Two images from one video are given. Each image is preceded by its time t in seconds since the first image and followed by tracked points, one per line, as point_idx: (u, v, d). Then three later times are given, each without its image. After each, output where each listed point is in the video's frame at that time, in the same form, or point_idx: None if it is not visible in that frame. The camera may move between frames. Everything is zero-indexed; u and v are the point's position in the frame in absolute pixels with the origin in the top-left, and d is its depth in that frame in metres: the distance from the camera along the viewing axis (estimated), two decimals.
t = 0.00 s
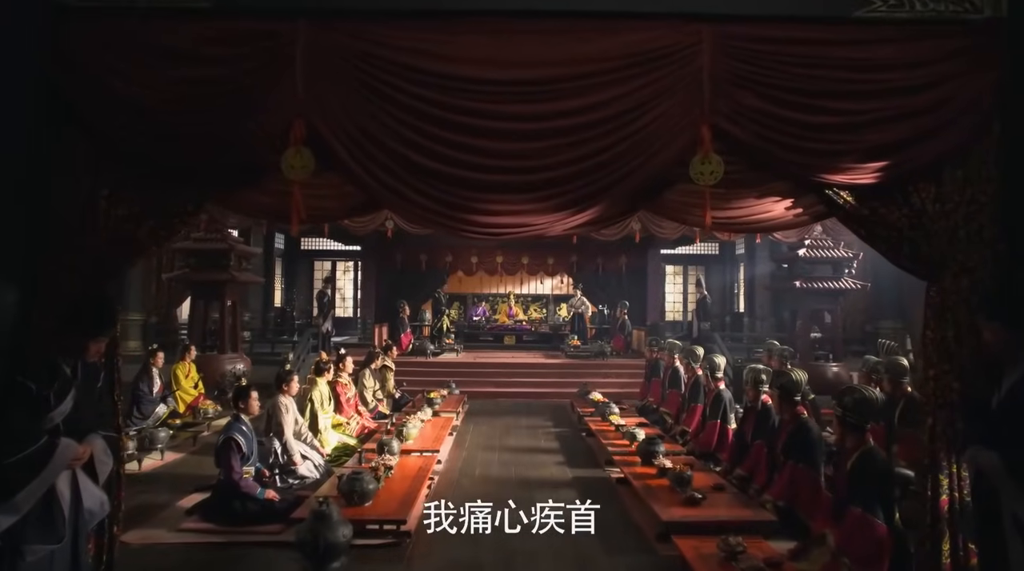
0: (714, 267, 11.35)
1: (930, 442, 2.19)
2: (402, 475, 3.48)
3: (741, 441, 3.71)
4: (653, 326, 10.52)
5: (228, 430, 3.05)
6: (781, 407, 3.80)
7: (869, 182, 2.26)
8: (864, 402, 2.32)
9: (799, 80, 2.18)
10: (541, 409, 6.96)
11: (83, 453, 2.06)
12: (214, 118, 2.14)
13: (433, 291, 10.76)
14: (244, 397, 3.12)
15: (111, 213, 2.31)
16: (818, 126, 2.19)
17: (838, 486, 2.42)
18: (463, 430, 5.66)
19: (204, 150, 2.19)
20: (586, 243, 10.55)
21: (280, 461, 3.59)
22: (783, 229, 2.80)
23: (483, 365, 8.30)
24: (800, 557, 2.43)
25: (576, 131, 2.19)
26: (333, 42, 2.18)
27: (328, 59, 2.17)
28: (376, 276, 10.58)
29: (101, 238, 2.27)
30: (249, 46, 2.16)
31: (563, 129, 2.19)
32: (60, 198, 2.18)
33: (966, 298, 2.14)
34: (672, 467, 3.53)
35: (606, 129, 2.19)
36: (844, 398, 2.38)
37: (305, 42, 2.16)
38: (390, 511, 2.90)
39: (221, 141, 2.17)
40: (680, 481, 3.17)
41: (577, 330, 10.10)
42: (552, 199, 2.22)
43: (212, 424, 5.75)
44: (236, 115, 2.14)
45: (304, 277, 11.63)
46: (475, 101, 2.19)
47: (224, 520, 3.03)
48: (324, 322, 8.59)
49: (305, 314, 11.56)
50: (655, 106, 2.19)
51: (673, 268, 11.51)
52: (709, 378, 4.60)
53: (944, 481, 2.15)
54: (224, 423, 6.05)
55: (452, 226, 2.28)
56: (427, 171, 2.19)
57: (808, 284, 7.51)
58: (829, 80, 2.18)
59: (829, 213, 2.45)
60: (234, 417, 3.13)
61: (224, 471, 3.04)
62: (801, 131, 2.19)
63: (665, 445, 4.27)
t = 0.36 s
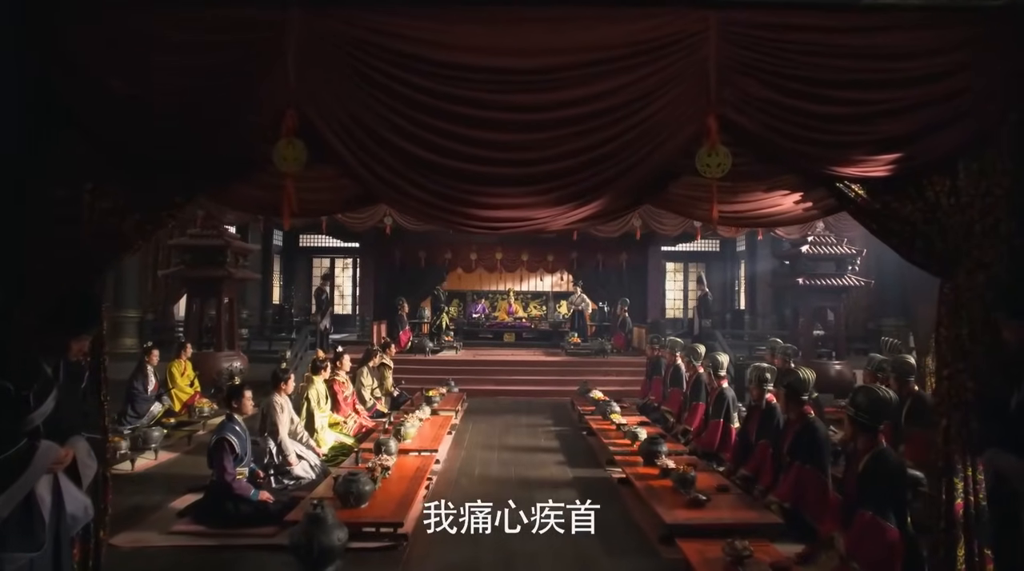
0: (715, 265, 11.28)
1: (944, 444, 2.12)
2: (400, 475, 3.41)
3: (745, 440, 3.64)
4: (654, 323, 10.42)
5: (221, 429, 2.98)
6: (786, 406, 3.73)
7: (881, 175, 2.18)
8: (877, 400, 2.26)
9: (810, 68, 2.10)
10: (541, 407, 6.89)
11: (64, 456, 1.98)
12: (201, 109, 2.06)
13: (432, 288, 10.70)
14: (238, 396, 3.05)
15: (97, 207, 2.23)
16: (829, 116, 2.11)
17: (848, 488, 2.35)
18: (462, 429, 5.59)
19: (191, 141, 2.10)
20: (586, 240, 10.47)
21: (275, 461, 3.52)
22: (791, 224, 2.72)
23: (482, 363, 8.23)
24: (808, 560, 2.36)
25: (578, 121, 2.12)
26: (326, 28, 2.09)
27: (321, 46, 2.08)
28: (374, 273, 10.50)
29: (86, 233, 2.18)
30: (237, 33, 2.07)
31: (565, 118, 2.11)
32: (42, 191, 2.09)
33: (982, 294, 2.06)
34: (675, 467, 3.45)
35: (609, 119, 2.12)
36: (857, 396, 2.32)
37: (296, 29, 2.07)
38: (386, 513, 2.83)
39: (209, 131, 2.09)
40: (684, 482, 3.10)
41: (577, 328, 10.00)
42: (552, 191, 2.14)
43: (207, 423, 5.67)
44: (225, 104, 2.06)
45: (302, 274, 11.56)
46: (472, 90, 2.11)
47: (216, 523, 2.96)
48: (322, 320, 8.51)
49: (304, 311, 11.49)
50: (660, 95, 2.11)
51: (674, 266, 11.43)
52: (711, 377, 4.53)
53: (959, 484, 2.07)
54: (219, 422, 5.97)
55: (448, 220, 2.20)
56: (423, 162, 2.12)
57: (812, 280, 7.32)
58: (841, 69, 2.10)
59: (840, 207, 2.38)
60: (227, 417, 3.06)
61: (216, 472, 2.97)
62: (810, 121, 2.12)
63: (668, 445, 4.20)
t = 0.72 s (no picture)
0: (712, 261, 11.25)
1: (956, 444, 2.05)
2: (395, 476, 3.34)
3: (747, 439, 3.58)
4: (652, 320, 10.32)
5: (213, 429, 2.90)
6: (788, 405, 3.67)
7: (891, 168, 2.11)
8: (886, 401, 2.18)
9: (822, 56, 2.00)
10: (539, 404, 6.84)
11: (44, 459, 1.94)
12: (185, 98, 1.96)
13: (430, 285, 10.63)
14: (230, 396, 2.98)
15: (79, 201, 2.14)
16: (837, 107, 2.04)
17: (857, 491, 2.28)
18: (460, 426, 5.53)
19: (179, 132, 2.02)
20: (585, 236, 10.39)
21: (268, 462, 3.45)
22: (798, 218, 2.64)
23: (479, 361, 8.17)
24: (815, 564, 2.31)
25: (580, 112, 2.04)
26: (313, 12, 1.96)
27: (308, 30, 1.97)
28: (371, 270, 10.43)
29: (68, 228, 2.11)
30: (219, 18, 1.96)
31: (566, 109, 2.03)
32: (21, 185, 2.01)
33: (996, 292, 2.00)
34: (677, 468, 3.38)
35: (612, 110, 2.04)
36: (865, 396, 2.24)
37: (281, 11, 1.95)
38: (381, 515, 2.76)
39: (194, 124, 2.00)
40: (686, 483, 3.04)
41: (575, 325, 9.95)
42: (555, 184, 2.08)
43: (201, 422, 5.60)
44: (209, 94, 1.96)
45: (299, 271, 11.49)
46: (468, 79, 2.02)
47: (208, 525, 2.89)
48: (318, 317, 8.42)
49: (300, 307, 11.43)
50: (664, 85, 2.03)
51: (672, 262, 11.37)
52: (712, 374, 4.47)
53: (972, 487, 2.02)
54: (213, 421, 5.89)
55: (449, 216, 2.14)
56: (421, 155, 2.05)
57: (812, 278, 7.16)
58: (854, 57, 2.00)
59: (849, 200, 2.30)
60: (218, 416, 2.98)
61: (207, 472, 2.89)
62: (817, 112, 2.05)
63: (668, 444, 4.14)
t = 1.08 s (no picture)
0: (710, 255, 11.20)
1: (966, 443, 1.99)
2: (390, 475, 3.28)
3: (748, 436, 3.53)
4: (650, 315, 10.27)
5: (202, 428, 2.85)
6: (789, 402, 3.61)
7: (900, 158, 2.05)
8: (894, 399, 2.13)
9: (831, 42, 1.93)
10: (536, 400, 6.78)
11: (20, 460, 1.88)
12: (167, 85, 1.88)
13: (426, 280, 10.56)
14: (221, 394, 2.91)
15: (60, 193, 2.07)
16: (845, 95, 1.97)
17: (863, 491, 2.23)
18: (456, 423, 5.47)
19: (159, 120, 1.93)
20: (583, 231, 10.31)
21: (261, 460, 3.39)
22: (802, 211, 2.58)
23: (476, 356, 8.11)
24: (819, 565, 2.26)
25: (579, 100, 1.96)
26: None
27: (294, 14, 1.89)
28: (367, 265, 10.35)
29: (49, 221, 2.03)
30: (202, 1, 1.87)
31: (565, 97, 1.96)
32: None
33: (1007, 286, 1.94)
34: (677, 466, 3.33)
35: (613, 98, 1.96)
36: (872, 394, 2.18)
37: None
38: (375, 515, 2.70)
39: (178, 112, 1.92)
40: (687, 481, 2.98)
41: (573, 320, 9.89)
42: (553, 175, 2.02)
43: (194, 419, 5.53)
44: (191, 81, 1.86)
45: (294, 266, 11.40)
46: (459, 65, 1.93)
47: (198, 525, 2.83)
48: (313, 312, 8.34)
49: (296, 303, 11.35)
50: (668, 71, 1.95)
51: (670, 256, 11.31)
52: (712, 370, 4.41)
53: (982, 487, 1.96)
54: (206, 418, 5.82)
55: (443, 208, 2.08)
56: (414, 145, 1.98)
57: (812, 273, 7.11)
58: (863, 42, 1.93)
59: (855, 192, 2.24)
60: (208, 414, 2.92)
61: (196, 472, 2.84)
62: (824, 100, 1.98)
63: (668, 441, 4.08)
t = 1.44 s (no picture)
0: (707, 248, 11.17)
1: (972, 439, 1.96)
2: (384, 471, 3.23)
3: (747, 431, 3.49)
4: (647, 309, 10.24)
5: (192, 423, 2.78)
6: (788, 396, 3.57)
7: (905, 147, 1.99)
8: (898, 395, 2.09)
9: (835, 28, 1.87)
10: (533, 394, 6.74)
11: None
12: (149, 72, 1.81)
13: (422, 273, 10.50)
14: (213, 389, 2.85)
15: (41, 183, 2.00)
16: (849, 83, 1.92)
17: (865, 488, 2.19)
18: (452, 417, 5.43)
19: (142, 107, 1.87)
20: (579, 224, 10.26)
21: (253, 455, 3.33)
22: (804, 202, 2.52)
23: (472, 350, 8.06)
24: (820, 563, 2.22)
25: (580, 86, 1.90)
26: None
27: None
28: (362, 258, 10.28)
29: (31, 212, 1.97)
30: None
31: (564, 84, 1.90)
32: None
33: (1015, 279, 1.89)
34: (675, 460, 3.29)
35: (613, 84, 1.90)
36: (874, 389, 2.14)
37: None
38: (369, 512, 2.65)
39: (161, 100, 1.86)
40: (685, 477, 2.94)
41: (570, 314, 9.84)
42: (551, 165, 1.97)
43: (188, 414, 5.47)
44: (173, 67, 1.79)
45: (289, 259, 11.32)
46: (455, 51, 1.87)
47: (187, 523, 2.77)
48: (308, 306, 8.28)
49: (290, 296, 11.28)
50: (669, 57, 1.90)
51: (667, 249, 11.28)
52: (710, 364, 4.36)
53: (988, 485, 1.92)
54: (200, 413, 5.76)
55: (438, 199, 2.03)
56: (408, 133, 1.92)
57: (809, 266, 7.07)
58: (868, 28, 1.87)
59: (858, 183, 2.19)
60: (199, 410, 2.86)
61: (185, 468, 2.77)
62: (828, 88, 1.92)
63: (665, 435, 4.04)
